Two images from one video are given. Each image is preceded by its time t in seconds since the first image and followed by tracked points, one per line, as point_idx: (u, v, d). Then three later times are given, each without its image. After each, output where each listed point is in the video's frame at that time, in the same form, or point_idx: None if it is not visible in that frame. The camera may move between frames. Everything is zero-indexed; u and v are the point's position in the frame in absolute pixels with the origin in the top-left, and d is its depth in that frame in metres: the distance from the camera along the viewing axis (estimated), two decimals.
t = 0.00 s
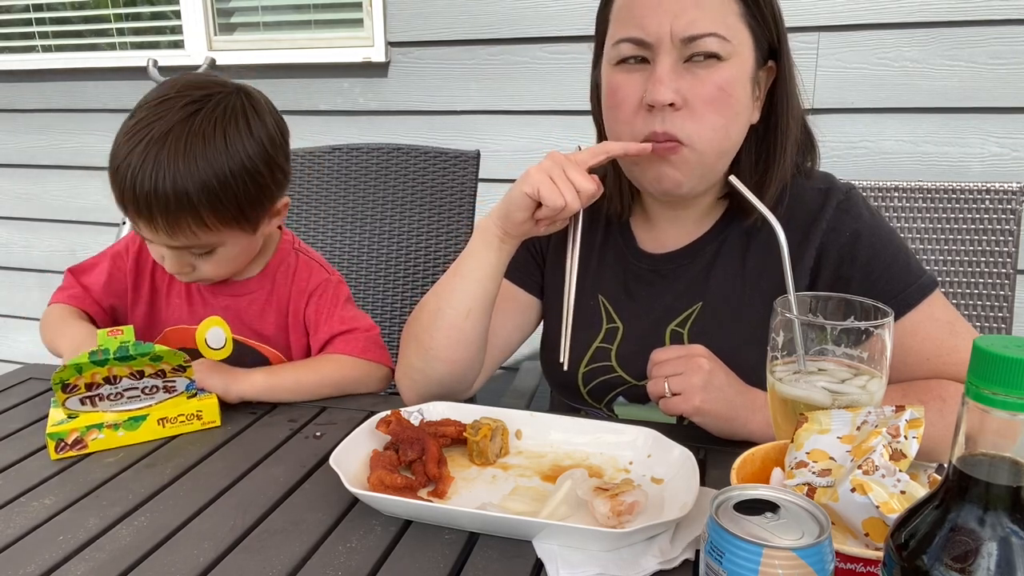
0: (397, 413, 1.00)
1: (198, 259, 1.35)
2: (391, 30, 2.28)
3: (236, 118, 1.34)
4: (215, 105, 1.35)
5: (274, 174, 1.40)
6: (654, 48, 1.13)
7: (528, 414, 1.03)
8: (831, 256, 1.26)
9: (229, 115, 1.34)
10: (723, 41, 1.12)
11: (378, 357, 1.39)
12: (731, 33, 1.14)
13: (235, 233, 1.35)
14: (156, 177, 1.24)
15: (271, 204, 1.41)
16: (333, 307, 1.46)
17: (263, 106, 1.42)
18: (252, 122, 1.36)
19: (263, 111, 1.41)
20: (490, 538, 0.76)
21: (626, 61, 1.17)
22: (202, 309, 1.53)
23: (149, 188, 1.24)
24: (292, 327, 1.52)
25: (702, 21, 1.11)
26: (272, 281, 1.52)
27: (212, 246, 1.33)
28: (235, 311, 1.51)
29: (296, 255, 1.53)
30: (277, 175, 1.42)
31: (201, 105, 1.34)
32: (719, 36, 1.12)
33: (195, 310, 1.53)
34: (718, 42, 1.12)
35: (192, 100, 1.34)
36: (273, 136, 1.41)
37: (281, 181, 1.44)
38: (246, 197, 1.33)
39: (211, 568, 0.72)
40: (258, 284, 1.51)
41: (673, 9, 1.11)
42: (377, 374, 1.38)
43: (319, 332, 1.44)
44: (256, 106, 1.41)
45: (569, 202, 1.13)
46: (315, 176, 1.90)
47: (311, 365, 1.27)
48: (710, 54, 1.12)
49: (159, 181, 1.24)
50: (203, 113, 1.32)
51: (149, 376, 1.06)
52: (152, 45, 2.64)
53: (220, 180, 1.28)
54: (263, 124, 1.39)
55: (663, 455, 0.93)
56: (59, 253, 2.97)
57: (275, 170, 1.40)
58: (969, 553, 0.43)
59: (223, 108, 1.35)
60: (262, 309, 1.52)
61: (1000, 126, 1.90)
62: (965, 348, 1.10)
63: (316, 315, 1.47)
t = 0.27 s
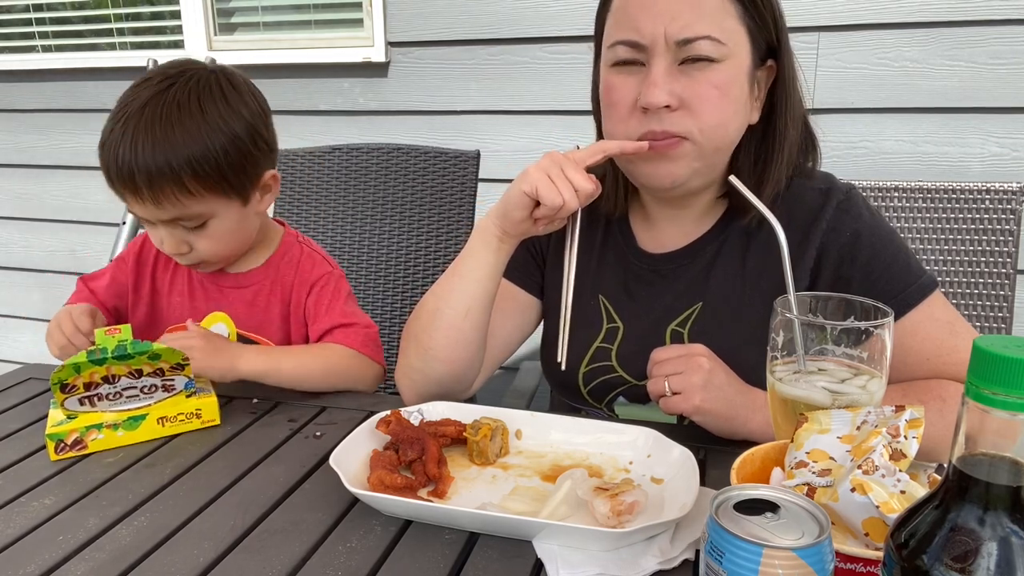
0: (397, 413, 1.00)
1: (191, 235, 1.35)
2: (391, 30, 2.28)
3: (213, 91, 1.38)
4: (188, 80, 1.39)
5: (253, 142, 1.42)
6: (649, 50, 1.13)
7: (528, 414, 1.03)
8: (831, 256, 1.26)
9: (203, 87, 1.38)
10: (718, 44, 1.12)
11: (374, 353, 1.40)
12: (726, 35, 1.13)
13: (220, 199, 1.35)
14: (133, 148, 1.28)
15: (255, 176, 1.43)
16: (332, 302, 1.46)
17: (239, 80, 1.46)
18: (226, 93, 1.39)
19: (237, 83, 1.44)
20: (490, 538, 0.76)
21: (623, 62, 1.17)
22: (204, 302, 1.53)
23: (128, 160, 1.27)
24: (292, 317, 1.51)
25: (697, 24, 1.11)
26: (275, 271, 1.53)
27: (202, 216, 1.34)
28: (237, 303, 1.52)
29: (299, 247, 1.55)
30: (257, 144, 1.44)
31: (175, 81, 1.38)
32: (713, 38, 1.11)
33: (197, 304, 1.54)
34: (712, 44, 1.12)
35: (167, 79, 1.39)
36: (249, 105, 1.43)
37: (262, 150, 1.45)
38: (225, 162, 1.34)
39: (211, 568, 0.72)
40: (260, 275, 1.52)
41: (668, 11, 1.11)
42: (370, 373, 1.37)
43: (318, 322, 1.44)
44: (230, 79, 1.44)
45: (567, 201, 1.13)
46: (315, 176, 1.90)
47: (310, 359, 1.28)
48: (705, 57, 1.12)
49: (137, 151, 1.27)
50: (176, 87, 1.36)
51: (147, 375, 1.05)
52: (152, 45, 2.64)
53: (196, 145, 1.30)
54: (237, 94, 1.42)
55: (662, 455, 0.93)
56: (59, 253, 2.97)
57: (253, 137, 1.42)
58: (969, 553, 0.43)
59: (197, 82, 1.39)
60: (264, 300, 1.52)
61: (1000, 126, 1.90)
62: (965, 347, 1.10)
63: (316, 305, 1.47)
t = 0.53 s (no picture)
0: (397, 413, 1.00)
1: (185, 225, 1.36)
2: (391, 30, 2.28)
3: (191, 81, 1.38)
4: (166, 73, 1.39)
5: (235, 127, 1.41)
6: (637, 54, 1.13)
7: (528, 414, 1.03)
8: (831, 256, 1.27)
9: (181, 78, 1.38)
10: (705, 48, 1.12)
11: (362, 351, 1.38)
12: (713, 38, 1.13)
13: (207, 184, 1.35)
14: (115, 141, 1.28)
15: (242, 162, 1.43)
16: (325, 297, 1.46)
17: (219, 71, 1.46)
18: (204, 81, 1.40)
19: (216, 73, 1.44)
20: (490, 538, 0.76)
21: (615, 66, 1.17)
22: (206, 302, 1.54)
23: (111, 153, 1.28)
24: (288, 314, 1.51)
25: (685, 28, 1.11)
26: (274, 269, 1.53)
27: (191, 204, 1.34)
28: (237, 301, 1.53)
29: (298, 243, 1.55)
30: (241, 130, 1.43)
31: (155, 74, 1.39)
32: (700, 42, 1.11)
33: (200, 304, 1.55)
34: (699, 48, 1.11)
35: (147, 74, 1.40)
36: (228, 92, 1.43)
37: (247, 136, 1.45)
38: (207, 148, 1.34)
39: (211, 569, 0.72)
40: (258, 273, 1.52)
41: (655, 15, 1.11)
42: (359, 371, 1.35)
43: (310, 318, 1.44)
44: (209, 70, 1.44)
45: (568, 197, 1.13)
46: (314, 176, 1.90)
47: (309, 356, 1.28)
48: (693, 62, 1.12)
49: (118, 143, 1.28)
50: (154, 79, 1.37)
51: (138, 377, 1.04)
52: (152, 45, 2.65)
53: (176, 131, 1.30)
54: (216, 82, 1.42)
55: (662, 455, 0.93)
56: (59, 253, 2.97)
57: (235, 124, 1.41)
58: (969, 553, 0.43)
59: (175, 74, 1.39)
60: (262, 298, 1.53)
61: (1000, 126, 1.90)
62: (965, 348, 1.10)
63: (310, 301, 1.47)
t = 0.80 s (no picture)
0: (397, 413, 1.00)
1: (179, 231, 1.36)
2: (391, 30, 2.28)
3: (181, 86, 1.38)
4: (156, 77, 1.39)
5: (227, 132, 1.41)
6: (615, 55, 1.14)
7: (528, 414, 1.03)
8: (831, 256, 1.27)
9: (171, 82, 1.38)
10: (681, 51, 1.10)
11: (366, 355, 1.37)
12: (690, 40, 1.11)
13: (200, 191, 1.35)
14: (105, 148, 1.29)
15: (235, 166, 1.42)
16: (327, 302, 1.45)
17: (210, 74, 1.45)
18: (194, 86, 1.39)
19: (207, 76, 1.44)
20: (490, 538, 0.76)
21: (602, 68, 1.18)
22: (204, 304, 1.54)
23: (102, 161, 1.29)
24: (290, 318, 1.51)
25: (661, 31, 1.10)
26: (274, 273, 1.53)
27: (186, 210, 1.34)
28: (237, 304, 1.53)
29: (298, 246, 1.54)
30: (233, 134, 1.43)
31: (144, 79, 1.39)
32: (676, 45, 1.10)
33: (198, 306, 1.55)
34: (676, 51, 1.10)
35: (137, 78, 1.40)
36: (219, 96, 1.42)
37: (239, 140, 1.44)
38: (199, 154, 1.34)
39: (211, 569, 0.72)
40: (259, 276, 1.52)
41: (631, 19, 1.11)
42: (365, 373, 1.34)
43: (313, 322, 1.43)
44: (199, 73, 1.44)
45: (567, 195, 1.13)
46: (315, 175, 1.90)
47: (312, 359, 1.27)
48: (670, 65, 1.11)
49: (108, 151, 1.28)
50: (144, 84, 1.37)
51: (138, 377, 1.04)
52: (152, 45, 2.65)
53: (166, 139, 1.30)
54: (206, 86, 1.41)
55: (662, 455, 0.93)
56: (59, 253, 2.97)
57: (227, 128, 1.41)
58: (969, 553, 0.43)
59: (165, 78, 1.39)
60: (263, 301, 1.53)
61: (1000, 126, 1.90)
62: (965, 348, 1.10)
63: (311, 304, 1.47)
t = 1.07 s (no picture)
0: (397, 413, 1.00)
1: (178, 239, 1.36)
2: (391, 30, 2.28)
3: (181, 92, 1.37)
4: (155, 83, 1.39)
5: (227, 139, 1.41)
6: (592, 58, 1.15)
7: (528, 414, 1.03)
8: (832, 256, 1.26)
9: (170, 88, 1.37)
10: (651, 58, 1.10)
11: (367, 356, 1.37)
12: (662, 48, 1.11)
13: (199, 199, 1.35)
14: (103, 155, 1.28)
15: (236, 174, 1.42)
16: (327, 303, 1.45)
17: (211, 80, 1.45)
18: (194, 92, 1.39)
19: (207, 82, 1.43)
20: (490, 538, 0.76)
21: (585, 72, 1.20)
22: (200, 307, 1.54)
23: (99, 168, 1.29)
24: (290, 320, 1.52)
25: (634, 37, 1.10)
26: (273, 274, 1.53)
27: (185, 219, 1.34)
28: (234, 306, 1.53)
29: (297, 248, 1.55)
30: (233, 141, 1.43)
31: (143, 84, 1.38)
32: (646, 52, 1.10)
33: (194, 309, 1.55)
34: (645, 58, 1.10)
35: (136, 83, 1.39)
36: (219, 102, 1.42)
37: (240, 147, 1.44)
38: (198, 162, 1.33)
39: (210, 569, 0.72)
40: (257, 278, 1.52)
41: (606, 24, 1.12)
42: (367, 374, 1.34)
43: (313, 323, 1.43)
44: (200, 79, 1.43)
45: (568, 190, 1.14)
46: (315, 175, 1.90)
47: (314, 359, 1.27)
48: (639, 73, 1.11)
49: (106, 158, 1.28)
50: (143, 90, 1.36)
51: (138, 378, 1.05)
52: (152, 45, 2.65)
53: (164, 147, 1.30)
54: (207, 93, 1.41)
55: (662, 455, 0.93)
56: (59, 252, 2.97)
57: (227, 135, 1.41)
58: (969, 553, 0.43)
59: (164, 84, 1.38)
60: (261, 303, 1.53)
61: (1000, 126, 1.90)
62: (965, 348, 1.10)
63: (311, 306, 1.47)
